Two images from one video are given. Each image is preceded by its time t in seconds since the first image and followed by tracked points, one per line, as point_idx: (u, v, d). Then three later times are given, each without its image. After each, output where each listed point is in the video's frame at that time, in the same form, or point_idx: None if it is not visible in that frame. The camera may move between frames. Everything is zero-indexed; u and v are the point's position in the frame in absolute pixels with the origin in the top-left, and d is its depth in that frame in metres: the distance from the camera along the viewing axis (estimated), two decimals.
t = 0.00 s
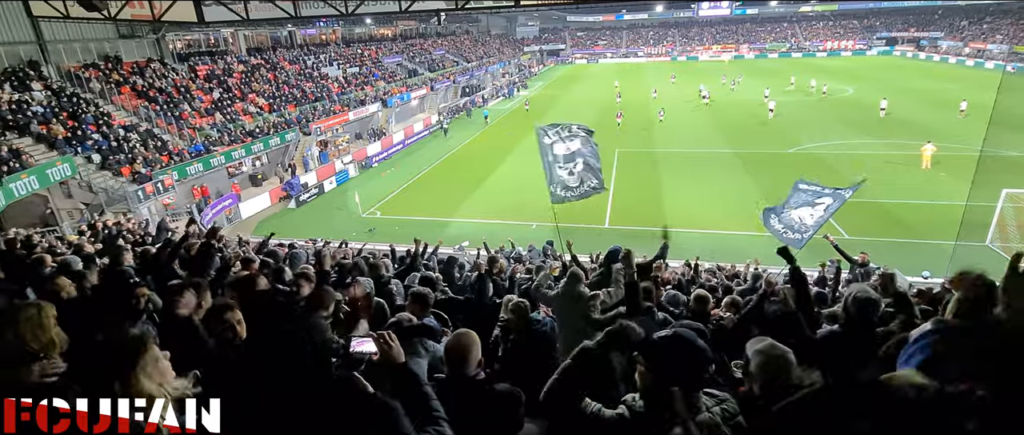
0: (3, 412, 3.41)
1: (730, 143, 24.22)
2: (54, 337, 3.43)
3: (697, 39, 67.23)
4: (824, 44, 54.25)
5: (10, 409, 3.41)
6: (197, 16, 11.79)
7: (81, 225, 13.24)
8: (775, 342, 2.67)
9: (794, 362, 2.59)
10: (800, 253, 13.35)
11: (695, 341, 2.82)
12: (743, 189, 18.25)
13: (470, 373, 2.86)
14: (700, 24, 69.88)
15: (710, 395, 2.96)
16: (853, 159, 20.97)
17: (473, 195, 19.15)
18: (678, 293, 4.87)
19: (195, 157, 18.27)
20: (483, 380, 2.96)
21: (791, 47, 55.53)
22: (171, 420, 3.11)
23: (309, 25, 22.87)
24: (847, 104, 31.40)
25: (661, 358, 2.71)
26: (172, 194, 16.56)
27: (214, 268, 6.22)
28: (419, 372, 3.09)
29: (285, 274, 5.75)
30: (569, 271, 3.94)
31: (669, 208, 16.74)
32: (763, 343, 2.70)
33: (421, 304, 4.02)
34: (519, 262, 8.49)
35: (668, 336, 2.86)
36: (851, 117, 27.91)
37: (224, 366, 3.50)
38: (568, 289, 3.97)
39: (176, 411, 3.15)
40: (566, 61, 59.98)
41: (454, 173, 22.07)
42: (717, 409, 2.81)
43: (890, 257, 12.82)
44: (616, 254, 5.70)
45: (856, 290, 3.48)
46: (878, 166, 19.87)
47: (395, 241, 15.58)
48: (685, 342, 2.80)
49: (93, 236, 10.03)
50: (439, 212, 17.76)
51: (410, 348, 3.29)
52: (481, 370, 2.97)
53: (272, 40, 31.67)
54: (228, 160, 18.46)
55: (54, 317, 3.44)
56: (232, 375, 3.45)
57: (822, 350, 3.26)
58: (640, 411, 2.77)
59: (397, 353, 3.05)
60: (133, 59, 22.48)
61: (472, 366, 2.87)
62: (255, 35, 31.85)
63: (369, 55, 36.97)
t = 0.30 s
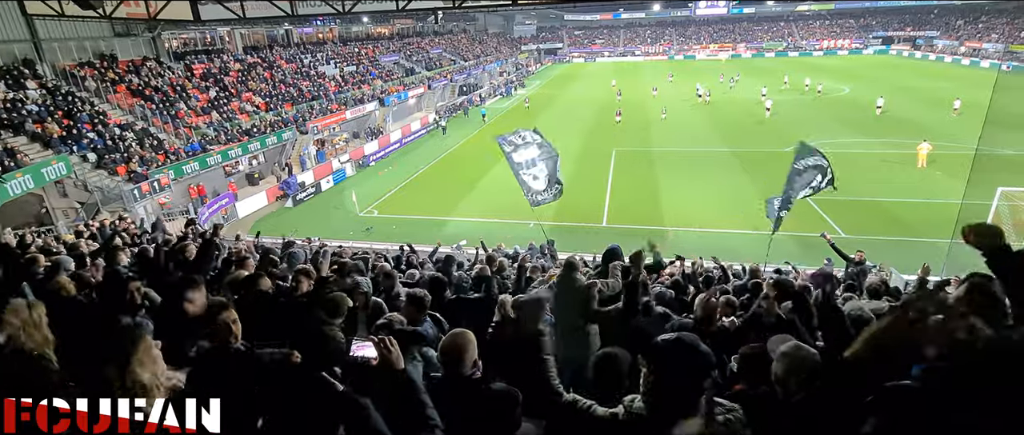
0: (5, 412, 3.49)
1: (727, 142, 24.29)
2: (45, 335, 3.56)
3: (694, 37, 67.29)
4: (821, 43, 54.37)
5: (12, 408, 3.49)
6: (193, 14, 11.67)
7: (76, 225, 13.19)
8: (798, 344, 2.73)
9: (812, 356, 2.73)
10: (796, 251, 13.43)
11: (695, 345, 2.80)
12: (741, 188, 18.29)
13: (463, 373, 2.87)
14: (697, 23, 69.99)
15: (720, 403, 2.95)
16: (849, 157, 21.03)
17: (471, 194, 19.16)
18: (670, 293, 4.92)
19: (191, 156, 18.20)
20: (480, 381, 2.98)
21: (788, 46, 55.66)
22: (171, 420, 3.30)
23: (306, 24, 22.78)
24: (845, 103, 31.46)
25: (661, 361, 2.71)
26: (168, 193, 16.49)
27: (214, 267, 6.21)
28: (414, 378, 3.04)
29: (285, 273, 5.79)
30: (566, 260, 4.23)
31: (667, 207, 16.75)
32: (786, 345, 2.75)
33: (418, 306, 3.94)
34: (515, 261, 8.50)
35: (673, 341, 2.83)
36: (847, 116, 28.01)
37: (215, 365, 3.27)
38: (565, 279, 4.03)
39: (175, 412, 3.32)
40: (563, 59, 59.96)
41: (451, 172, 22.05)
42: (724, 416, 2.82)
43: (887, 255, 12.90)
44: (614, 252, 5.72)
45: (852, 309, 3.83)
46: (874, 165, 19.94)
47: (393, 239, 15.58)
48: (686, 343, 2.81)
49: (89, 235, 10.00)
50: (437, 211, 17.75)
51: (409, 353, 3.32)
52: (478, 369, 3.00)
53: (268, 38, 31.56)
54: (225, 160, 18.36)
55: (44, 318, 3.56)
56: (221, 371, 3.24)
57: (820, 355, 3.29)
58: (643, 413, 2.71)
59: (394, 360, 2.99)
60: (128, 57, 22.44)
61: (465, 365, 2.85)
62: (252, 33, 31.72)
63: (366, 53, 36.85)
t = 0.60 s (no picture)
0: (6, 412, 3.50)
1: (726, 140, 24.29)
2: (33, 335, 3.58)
3: (693, 36, 67.23)
4: (820, 41, 54.35)
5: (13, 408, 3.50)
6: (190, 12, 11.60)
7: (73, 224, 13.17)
8: (803, 345, 2.74)
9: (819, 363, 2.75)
10: (794, 249, 13.45)
11: (680, 344, 2.61)
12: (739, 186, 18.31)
13: (462, 375, 2.88)
14: (696, 21, 69.98)
15: (719, 405, 2.85)
16: (848, 156, 21.03)
17: (469, 193, 19.15)
18: (665, 290, 5.06)
19: (189, 155, 18.17)
20: (478, 383, 2.97)
21: (787, 45, 55.65)
22: (171, 420, 3.38)
23: (304, 22, 22.69)
24: (843, 101, 31.47)
25: (653, 362, 2.58)
26: (166, 192, 16.47)
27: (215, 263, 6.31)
28: (406, 388, 3.02)
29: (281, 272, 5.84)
30: (568, 260, 4.09)
31: (665, 206, 16.77)
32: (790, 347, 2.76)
33: (420, 310, 3.76)
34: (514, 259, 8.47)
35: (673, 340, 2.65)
36: (846, 115, 28.01)
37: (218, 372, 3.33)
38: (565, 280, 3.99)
39: (176, 412, 3.43)
40: (562, 58, 59.95)
41: (450, 171, 22.02)
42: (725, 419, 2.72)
43: (885, 253, 12.92)
44: (614, 251, 5.71)
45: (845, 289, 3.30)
46: (873, 163, 19.94)
47: (391, 238, 15.57)
48: (673, 346, 2.60)
49: (86, 233, 9.99)
50: (436, 210, 17.74)
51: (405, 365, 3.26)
52: (476, 370, 2.97)
53: (267, 37, 31.52)
54: (223, 158, 18.34)
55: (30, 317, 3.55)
56: (224, 383, 3.32)
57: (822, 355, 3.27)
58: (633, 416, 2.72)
59: (388, 372, 3.01)
60: (126, 56, 22.41)
61: (461, 366, 2.85)
62: (251, 32, 31.67)
63: (364, 52, 36.79)
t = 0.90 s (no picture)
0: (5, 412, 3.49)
1: (722, 138, 24.34)
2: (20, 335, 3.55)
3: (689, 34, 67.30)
4: (816, 39, 54.50)
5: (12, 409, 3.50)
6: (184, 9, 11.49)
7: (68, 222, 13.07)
8: (779, 338, 2.81)
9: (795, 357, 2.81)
10: (791, 246, 13.50)
11: (693, 337, 2.76)
12: (735, 184, 18.37)
13: (460, 375, 2.87)
14: (692, 20, 70.06)
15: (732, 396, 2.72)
16: (843, 154, 21.10)
17: (466, 191, 19.12)
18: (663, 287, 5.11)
19: (184, 153, 18.07)
20: (475, 382, 2.97)
21: (783, 43, 55.80)
22: (171, 420, 3.31)
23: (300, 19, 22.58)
24: (838, 99, 31.60)
25: (669, 357, 2.73)
26: (161, 190, 16.39)
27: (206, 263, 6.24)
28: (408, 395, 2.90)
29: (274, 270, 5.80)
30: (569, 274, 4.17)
31: (662, 204, 16.79)
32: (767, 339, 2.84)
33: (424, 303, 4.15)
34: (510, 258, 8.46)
35: (671, 335, 2.79)
36: (841, 113, 28.12)
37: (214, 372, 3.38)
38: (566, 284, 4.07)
39: (176, 412, 3.37)
40: (559, 56, 59.92)
41: (447, 169, 21.97)
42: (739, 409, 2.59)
43: (881, 250, 12.98)
44: (614, 249, 5.72)
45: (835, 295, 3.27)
46: (868, 162, 20.02)
47: (388, 236, 15.53)
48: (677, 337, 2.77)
49: (80, 231, 9.92)
50: (433, 207, 17.71)
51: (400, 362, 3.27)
52: (474, 371, 2.97)
53: (262, 34, 31.34)
54: (218, 156, 18.28)
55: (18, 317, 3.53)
56: (213, 376, 3.37)
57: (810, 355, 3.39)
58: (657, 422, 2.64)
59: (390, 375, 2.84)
60: (120, 53, 22.24)
61: (459, 364, 2.85)
62: (246, 29, 31.47)
63: (361, 49, 36.64)
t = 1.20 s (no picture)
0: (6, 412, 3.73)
1: (716, 137, 24.42)
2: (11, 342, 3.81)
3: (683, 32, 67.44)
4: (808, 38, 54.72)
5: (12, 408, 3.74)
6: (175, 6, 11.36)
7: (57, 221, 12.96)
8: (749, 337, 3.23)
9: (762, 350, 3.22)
10: (783, 244, 13.62)
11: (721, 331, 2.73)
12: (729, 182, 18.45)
13: (454, 373, 2.85)
14: (686, 18, 70.19)
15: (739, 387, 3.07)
16: (835, 152, 21.24)
17: (460, 189, 19.10)
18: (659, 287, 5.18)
19: (176, 151, 17.94)
20: (467, 382, 2.95)
21: (776, 42, 56.06)
22: (170, 420, 3.42)
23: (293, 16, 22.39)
24: (831, 98, 31.80)
25: (697, 349, 2.70)
26: (152, 188, 16.29)
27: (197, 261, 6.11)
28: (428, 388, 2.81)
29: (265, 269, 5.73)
30: (567, 254, 4.17)
31: (655, 201, 16.87)
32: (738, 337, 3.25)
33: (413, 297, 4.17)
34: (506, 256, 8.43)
35: (697, 327, 2.77)
36: (833, 111, 28.28)
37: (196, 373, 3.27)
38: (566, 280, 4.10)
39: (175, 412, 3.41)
40: (553, 54, 59.88)
41: (441, 167, 21.93)
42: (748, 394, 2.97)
43: (871, 248, 13.13)
44: (613, 247, 5.74)
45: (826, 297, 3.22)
46: (859, 160, 20.17)
47: (382, 234, 15.51)
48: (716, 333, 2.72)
49: (69, 230, 9.81)
50: (427, 206, 17.69)
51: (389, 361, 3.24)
52: (467, 370, 2.95)
53: (254, 30, 31.07)
54: (210, 154, 18.13)
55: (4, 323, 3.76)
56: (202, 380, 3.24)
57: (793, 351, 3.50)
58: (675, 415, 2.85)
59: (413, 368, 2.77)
60: (109, 49, 21.99)
61: (453, 365, 2.83)
62: (238, 25, 31.20)
63: (354, 47, 36.42)
